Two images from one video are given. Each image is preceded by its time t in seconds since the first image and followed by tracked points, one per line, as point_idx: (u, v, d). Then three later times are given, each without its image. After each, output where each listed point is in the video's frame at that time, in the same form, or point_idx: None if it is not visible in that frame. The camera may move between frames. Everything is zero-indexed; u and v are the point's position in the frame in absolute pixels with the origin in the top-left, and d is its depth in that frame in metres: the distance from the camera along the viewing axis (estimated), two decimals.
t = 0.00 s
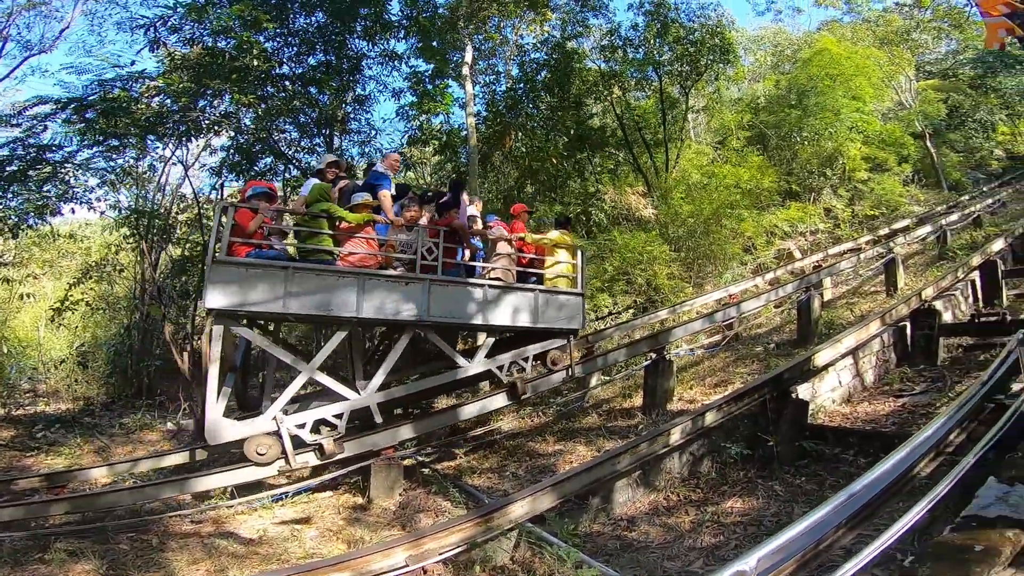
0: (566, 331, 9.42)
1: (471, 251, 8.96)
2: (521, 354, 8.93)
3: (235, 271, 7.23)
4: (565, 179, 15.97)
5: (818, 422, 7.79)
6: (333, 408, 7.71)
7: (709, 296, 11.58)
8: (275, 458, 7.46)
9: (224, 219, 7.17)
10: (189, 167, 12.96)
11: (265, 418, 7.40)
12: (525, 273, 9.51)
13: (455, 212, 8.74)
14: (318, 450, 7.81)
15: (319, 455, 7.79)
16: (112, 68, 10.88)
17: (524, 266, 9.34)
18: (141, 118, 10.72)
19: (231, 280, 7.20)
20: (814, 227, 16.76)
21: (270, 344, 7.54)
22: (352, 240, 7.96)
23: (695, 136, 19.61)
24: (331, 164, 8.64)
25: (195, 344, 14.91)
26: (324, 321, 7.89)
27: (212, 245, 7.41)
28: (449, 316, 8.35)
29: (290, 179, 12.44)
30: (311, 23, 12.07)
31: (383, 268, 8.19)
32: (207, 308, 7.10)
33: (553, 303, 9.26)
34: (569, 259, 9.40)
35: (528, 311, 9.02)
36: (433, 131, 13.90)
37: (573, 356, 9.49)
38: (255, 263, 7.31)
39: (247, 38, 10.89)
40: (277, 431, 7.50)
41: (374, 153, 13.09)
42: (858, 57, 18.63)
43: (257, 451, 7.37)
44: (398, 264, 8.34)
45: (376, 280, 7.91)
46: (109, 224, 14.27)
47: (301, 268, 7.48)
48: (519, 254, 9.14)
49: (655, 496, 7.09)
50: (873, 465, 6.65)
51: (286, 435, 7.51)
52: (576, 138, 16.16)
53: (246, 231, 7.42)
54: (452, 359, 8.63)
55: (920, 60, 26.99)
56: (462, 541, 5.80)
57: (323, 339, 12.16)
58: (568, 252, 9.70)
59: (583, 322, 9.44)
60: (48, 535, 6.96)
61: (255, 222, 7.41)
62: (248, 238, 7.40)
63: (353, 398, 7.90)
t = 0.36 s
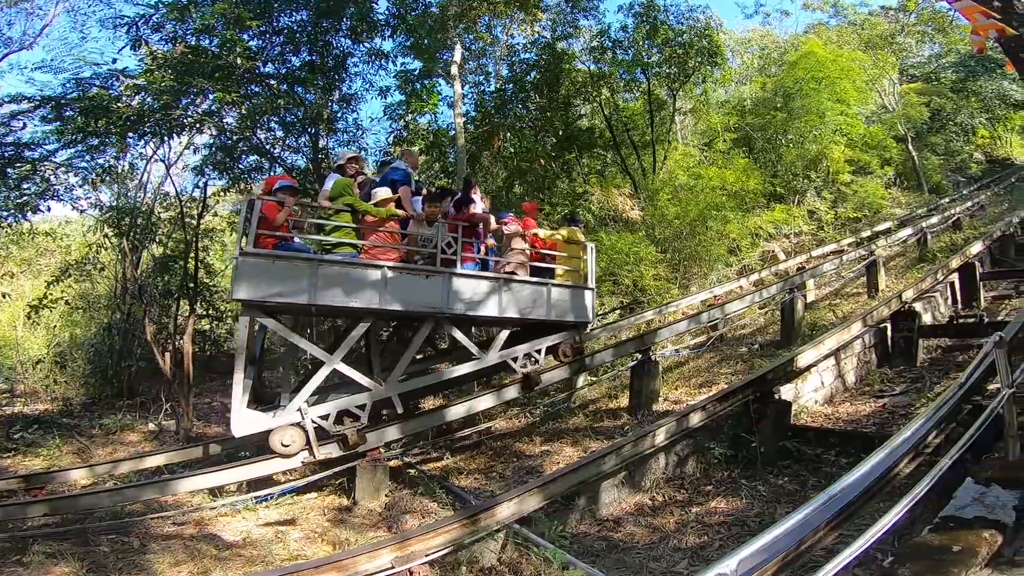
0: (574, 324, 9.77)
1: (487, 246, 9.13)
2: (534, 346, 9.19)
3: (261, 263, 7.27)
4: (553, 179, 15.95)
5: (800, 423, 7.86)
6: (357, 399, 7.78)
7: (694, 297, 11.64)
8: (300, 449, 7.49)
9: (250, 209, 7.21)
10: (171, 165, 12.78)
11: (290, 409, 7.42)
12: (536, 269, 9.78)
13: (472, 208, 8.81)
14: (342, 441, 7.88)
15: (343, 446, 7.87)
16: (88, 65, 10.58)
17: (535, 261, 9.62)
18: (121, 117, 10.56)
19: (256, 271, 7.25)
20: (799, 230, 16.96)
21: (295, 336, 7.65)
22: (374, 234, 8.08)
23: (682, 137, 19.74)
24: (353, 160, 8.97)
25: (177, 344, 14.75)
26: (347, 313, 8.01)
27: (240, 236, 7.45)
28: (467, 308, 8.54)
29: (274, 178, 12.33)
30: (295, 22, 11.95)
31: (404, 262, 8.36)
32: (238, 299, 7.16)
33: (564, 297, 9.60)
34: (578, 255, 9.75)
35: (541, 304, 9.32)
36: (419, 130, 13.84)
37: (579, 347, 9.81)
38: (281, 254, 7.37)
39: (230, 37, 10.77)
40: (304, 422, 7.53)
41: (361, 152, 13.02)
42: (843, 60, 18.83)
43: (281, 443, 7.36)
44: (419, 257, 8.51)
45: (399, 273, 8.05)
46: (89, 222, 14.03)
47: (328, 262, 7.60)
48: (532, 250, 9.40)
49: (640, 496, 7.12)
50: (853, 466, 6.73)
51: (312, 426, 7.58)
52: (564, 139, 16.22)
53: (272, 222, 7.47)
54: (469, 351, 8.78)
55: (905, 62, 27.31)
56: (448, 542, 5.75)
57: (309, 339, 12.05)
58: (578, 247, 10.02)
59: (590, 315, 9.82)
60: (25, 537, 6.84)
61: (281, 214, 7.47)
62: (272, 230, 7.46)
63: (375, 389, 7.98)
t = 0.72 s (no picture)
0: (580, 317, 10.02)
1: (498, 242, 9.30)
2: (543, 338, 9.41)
3: (282, 255, 7.34)
4: (538, 179, 15.93)
5: (779, 423, 7.93)
6: (375, 390, 7.91)
7: (677, 297, 11.69)
8: (319, 440, 7.69)
9: (271, 202, 7.25)
10: (149, 162, 12.54)
11: (310, 400, 7.55)
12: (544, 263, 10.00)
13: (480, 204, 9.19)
14: (359, 431, 8.08)
15: (360, 437, 8.05)
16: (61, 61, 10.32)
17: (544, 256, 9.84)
18: (97, 114, 10.34)
19: (278, 263, 7.31)
20: (779, 231, 17.19)
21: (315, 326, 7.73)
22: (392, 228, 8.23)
23: (667, 138, 19.83)
24: (368, 155, 8.72)
25: (154, 344, 14.50)
26: (364, 304, 8.13)
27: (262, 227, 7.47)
28: (480, 301, 8.73)
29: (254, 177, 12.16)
30: (276, 19, 11.83)
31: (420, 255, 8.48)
32: (261, 289, 7.19)
33: (571, 290, 9.84)
34: (584, 251, 10.01)
35: (549, 297, 9.54)
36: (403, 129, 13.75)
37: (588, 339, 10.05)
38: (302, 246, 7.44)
39: (210, 33, 10.61)
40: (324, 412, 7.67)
41: (345, 149, 12.91)
42: (825, 63, 19.02)
43: (301, 433, 7.55)
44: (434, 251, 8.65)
45: (417, 266, 8.20)
46: (63, 220, 13.72)
47: (348, 254, 7.70)
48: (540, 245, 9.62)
49: (622, 497, 7.14)
50: (831, 466, 6.80)
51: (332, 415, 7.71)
52: (550, 139, 16.20)
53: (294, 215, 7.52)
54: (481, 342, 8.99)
55: (885, 66, 27.68)
56: (430, 545, 5.77)
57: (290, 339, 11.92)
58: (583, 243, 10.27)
59: (597, 309, 10.08)
60: None
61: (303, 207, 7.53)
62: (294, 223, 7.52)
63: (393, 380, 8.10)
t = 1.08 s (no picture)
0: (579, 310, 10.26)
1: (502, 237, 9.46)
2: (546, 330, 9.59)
3: (298, 244, 7.40)
4: (518, 179, 15.93)
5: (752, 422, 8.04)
6: (388, 378, 8.02)
7: (653, 297, 11.77)
8: (332, 429, 7.80)
9: (288, 192, 7.33)
10: (119, 156, 12.25)
11: (324, 388, 7.64)
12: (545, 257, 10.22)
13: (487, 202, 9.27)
14: (371, 420, 8.19)
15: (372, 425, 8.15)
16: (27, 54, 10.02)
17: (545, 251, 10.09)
18: (65, 107, 10.05)
19: (294, 252, 7.37)
20: (753, 233, 17.47)
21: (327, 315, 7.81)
22: (404, 221, 8.24)
23: (646, 139, 19.95)
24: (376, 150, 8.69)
25: (123, 342, 14.18)
26: (375, 294, 8.22)
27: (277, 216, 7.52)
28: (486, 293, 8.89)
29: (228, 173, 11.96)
30: (252, 14, 11.66)
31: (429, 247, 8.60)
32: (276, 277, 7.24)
33: (570, 284, 10.07)
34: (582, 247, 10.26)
35: (551, 290, 9.76)
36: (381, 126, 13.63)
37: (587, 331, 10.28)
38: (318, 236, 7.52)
39: (184, 27, 10.39)
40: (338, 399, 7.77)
41: (322, 146, 12.75)
42: (801, 67, 19.31)
43: (316, 422, 7.67)
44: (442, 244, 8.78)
45: (426, 258, 8.33)
46: (29, 215, 13.34)
47: (361, 246, 7.80)
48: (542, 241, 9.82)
49: (598, 496, 7.16)
50: (802, 465, 6.90)
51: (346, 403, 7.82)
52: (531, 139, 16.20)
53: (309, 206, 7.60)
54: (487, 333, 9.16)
55: (860, 71, 28.17)
56: (406, 544, 5.73)
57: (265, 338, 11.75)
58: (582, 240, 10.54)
59: (596, 302, 10.34)
60: None
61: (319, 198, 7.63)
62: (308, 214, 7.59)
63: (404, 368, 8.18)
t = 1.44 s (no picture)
0: (578, 303, 10.47)
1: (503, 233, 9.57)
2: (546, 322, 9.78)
3: (313, 235, 7.41)
4: (498, 178, 15.91)
5: (726, 421, 8.14)
6: (397, 368, 8.15)
7: (631, 297, 11.83)
8: (343, 418, 8.05)
9: (302, 186, 7.35)
10: (89, 152, 11.94)
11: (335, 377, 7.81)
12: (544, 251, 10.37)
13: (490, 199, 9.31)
14: (382, 408, 8.24)
15: (383, 414, 8.24)
16: None
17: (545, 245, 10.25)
18: (30, 103, 9.69)
19: (309, 243, 7.37)
20: (728, 235, 17.70)
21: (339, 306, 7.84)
22: (417, 215, 8.31)
23: (626, 140, 20.02)
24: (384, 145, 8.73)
25: (91, 340, 13.87)
26: (385, 286, 8.30)
27: (290, 209, 7.54)
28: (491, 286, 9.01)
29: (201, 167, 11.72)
30: (230, 9, 11.50)
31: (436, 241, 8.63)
32: (291, 270, 7.28)
33: (569, 278, 10.23)
34: (578, 243, 10.50)
35: (551, 283, 9.91)
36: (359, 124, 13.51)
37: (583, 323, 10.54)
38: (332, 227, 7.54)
39: (158, 21, 10.18)
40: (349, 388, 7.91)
41: (299, 142, 12.59)
42: (779, 70, 19.57)
43: (327, 412, 7.94)
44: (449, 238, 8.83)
45: (435, 251, 8.42)
46: None
47: (373, 238, 7.83)
48: (542, 237, 9.95)
49: (576, 495, 7.19)
50: (774, 464, 7.00)
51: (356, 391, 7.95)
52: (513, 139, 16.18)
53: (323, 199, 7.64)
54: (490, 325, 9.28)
55: (836, 75, 28.61)
56: (382, 544, 5.71)
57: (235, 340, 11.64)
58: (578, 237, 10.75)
59: (592, 295, 10.52)
60: None
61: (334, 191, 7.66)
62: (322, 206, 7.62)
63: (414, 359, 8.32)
